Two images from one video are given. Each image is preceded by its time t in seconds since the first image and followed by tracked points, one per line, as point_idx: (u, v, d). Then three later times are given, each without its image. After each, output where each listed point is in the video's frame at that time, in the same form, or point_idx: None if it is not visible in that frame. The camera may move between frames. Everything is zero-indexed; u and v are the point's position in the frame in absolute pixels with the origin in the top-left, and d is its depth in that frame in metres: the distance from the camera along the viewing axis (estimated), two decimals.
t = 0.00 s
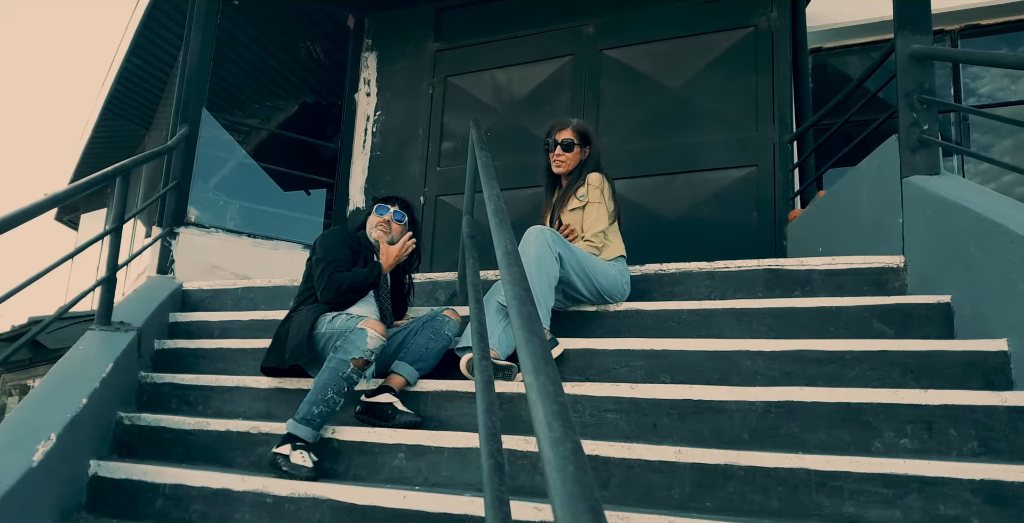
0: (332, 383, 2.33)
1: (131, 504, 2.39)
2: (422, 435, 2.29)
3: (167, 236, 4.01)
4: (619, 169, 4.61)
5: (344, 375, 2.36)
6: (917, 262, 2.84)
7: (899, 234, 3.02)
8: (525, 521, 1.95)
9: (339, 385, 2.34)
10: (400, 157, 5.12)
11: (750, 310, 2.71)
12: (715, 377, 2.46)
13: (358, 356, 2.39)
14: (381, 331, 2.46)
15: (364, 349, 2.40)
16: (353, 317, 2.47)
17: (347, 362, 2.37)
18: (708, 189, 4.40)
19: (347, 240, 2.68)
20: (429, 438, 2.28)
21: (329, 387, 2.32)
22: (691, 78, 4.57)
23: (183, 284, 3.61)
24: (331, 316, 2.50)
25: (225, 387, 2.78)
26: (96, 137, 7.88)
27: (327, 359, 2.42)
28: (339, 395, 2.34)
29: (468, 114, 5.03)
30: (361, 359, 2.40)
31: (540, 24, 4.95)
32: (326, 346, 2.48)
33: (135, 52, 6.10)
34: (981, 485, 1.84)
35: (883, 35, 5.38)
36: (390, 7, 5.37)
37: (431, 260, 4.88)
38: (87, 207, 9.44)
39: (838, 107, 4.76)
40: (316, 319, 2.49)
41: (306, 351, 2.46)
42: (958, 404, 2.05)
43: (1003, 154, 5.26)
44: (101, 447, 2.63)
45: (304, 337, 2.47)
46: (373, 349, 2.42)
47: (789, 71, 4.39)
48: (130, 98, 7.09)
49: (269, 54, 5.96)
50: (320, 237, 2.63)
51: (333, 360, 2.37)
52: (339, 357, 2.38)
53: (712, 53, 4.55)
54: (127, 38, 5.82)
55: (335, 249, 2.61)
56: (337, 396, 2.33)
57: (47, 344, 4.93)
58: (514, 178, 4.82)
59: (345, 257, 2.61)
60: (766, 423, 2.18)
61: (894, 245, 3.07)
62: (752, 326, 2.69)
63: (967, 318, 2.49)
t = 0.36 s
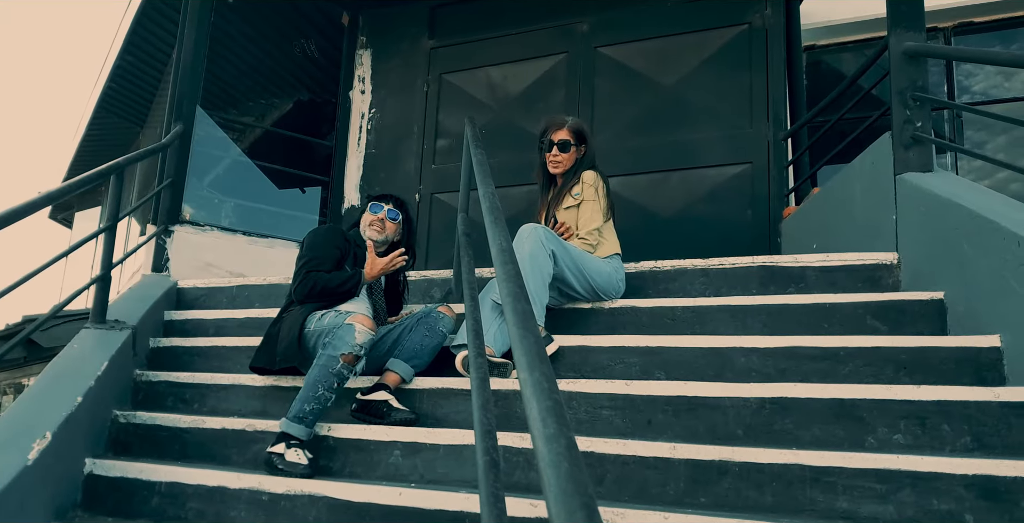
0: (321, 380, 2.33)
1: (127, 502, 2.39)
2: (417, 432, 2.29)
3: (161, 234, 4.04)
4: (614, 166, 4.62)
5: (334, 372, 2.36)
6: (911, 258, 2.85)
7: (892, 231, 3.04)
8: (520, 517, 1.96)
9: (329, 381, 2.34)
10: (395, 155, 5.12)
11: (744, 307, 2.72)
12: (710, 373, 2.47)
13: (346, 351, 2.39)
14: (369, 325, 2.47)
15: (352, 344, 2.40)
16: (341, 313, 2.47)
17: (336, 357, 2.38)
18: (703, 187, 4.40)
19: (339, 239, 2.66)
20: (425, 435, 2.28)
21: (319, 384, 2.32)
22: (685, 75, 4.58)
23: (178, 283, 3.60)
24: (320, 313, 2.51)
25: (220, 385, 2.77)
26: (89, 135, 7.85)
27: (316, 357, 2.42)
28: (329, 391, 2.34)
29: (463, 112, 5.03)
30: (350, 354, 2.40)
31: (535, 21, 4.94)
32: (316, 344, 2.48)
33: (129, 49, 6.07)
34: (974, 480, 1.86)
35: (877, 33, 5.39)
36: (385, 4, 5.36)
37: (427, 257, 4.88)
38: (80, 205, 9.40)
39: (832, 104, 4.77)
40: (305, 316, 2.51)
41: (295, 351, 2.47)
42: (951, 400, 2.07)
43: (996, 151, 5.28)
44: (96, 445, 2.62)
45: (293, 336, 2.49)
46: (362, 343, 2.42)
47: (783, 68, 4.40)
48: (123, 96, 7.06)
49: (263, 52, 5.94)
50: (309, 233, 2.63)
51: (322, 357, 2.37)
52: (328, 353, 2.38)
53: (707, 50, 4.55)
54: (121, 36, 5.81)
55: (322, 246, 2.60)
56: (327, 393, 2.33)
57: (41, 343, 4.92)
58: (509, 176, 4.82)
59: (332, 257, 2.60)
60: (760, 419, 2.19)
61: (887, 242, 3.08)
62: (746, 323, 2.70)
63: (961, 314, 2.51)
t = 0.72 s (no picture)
0: (315, 380, 2.34)
1: (124, 501, 2.38)
2: (414, 431, 2.29)
3: (159, 232, 4.03)
4: (612, 165, 4.62)
5: (327, 371, 2.36)
6: (909, 258, 2.85)
7: (890, 230, 3.04)
8: (518, 516, 1.96)
9: (323, 381, 2.35)
10: (394, 153, 5.11)
11: (742, 306, 2.72)
12: (708, 373, 2.47)
13: (338, 350, 2.38)
14: (361, 323, 2.45)
15: (345, 342, 2.39)
16: (334, 312, 2.46)
17: (328, 357, 2.37)
18: (701, 186, 4.40)
19: (336, 238, 2.65)
20: (422, 434, 2.28)
21: (312, 384, 2.33)
22: (684, 74, 4.58)
23: (176, 281, 3.60)
24: (314, 313, 2.50)
25: (218, 384, 2.77)
26: (87, 133, 7.83)
27: (310, 356, 2.42)
28: (323, 391, 2.34)
29: (461, 110, 5.03)
30: (343, 353, 2.39)
31: (534, 20, 4.94)
32: (310, 343, 2.47)
33: (127, 47, 6.06)
34: (971, 479, 1.86)
35: (876, 32, 5.39)
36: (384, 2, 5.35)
37: (425, 256, 4.87)
38: (78, 203, 9.40)
39: (830, 104, 4.78)
40: (301, 316, 2.50)
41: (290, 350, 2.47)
42: (948, 399, 2.07)
43: (994, 151, 5.29)
44: (93, 443, 2.62)
45: (288, 335, 2.49)
46: (355, 341, 2.42)
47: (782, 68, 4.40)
48: (121, 94, 7.05)
49: (261, 51, 5.93)
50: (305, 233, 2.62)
51: (315, 356, 2.37)
52: (321, 352, 2.37)
53: (705, 50, 4.55)
54: (119, 34, 5.80)
55: (319, 246, 2.59)
56: (320, 393, 2.34)
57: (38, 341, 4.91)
58: (508, 175, 4.82)
59: (328, 257, 2.59)
60: (758, 418, 2.20)
61: (885, 241, 3.09)
62: (744, 322, 2.70)
63: (958, 314, 2.51)
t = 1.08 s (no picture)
0: (320, 379, 2.33)
1: (128, 498, 2.38)
2: (418, 428, 2.29)
3: (162, 230, 4.05)
4: (615, 162, 4.61)
5: (332, 370, 2.36)
6: (913, 255, 2.84)
7: (895, 227, 3.03)
8: (522, 514, 1.96)
9: (328, 380, 2.34)
10: (396, 151, 5.11)
11: (746, 303, 2.71)
12: (712, 370, 2.46)
13: (344, 349, 2.38)
14: (367, 322, 2.44)
15: (350, 342, 2.38)
16: (341, 309, 2.44)
17: (333, 356, 2.37)
18: (705, 183, 4.39)
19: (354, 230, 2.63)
20: (426, 432, 2.28)
21: (317, 383, 2.32)
22: (687, 71, 4.57)
23: (179, 279, 3.60)
24: (326, 309, 2.47)
25: (221, 382, 2.77)
26: (90, 132, 7.84)
27: (316, 353, 2.41)
28: (328, 390, 2.34)
29: (464, 108, 5.02)
30: (347, 352, 2.39)
31: (537, 17, 4.93)
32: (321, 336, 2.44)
33: (129, 45, 6.06)
34: (977, 477, 1.85)
35: (880, 29, 5.37)
36: None
37: (428, 254, 4.86)
38: (81, 200, 9.41)
39: (834, 101, 4.76)
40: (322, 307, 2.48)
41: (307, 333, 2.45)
42: (953, 397, 2.06)
43: (999, 148, 5.27)
44: (97, 441, 2.62)
45: (308, 316, 2.47)
46: (360, 341, 2.41)
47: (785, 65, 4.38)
48: (124, 92, 7.05)
49: (263, 48, 5.93)
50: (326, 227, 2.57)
51: (320, 355, 2.37)
52: (326, 352, 2.37)
53: (708, 47, 4.54)
54: (122, 32, 5.80)
55: (341, 239, 2.57)
56: (326, 391, 2.33)
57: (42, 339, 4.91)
58: (511, 172, 4.81)
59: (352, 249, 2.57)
60: (762, 416, 2.19)
61: (890, 238, 3.08)
62: (748, 320, 2.69)
63: (963, 311, 2.50)
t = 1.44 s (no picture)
0: (327, 377, 2.33)
1: (127, 500, 2.38)
2: (417, 430, 2.29)
3: (162, 232, 4.04)
4: (615, 164, 4.61)
5: (340, 369, 2.36)
6: (912, 256, 2.84)
7: (894, 229, 3.03)
8: (520, 515, 1.95)
9: (335, 378, 2.34)
10: (396, 152, 5.11)
11: (745, 305, 2.71)
12: (711, 372, 2.46)
13: (353, 349, 2.37)
14: (377, 324, 2.44)
15: (360, 342, 2.38)
16: (349, 310, 2.47)
17: (342, 355, 2.37)
18: (704, 184, 4.40)
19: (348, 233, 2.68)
20: (425, 433, 2.28)
21: (324, 380, 2.32)
22: (686, 73, 4.57)
23: (178, 280, 3.60)
24: (330, 309, 2.50)
25: (220, 383, 2.77)
26: (90, 133, 7.84)
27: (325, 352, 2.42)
28: (335, 388, 2.34)
29: (463, 109, 5.03)
30: (358, 352, 2.38)
31: (536, 19, 4.93)
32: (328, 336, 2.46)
33: (129, 46, 6.07)
34: (975, 479, 1.85)
35: (879, 30, 5.37)
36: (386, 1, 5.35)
37: (427, 255, 4.86)
38: (81, 201, 9.42)
39: (834, 102, 4.77)
40: (323, 308, 2.50)
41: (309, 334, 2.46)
42: (952, 398, 2.06)
43: (998, 149, 5.27)
44: (96, 442, 2.62)
45: (311, 318, 2.48)
46: (370, 342, 2.41)
47: (785, 66, 4.38)
48: (124, 93, 7.06)
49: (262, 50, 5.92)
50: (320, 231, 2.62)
51: (329, 353, 2.37)
52: (336, 350, 2.37)
53: (708, 48, 4.55)
54: (121, 33, 5.81)
55: (336, 242, 2.61)
56: (333, 389, 2.33)
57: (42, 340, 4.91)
58: (511, 174, 4.81)
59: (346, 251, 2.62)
60: (761, 418, 2.19)
61: (889, 239, 3.08)
62: (747, 321, 2.69)
63: (962, 313, 2.50)
